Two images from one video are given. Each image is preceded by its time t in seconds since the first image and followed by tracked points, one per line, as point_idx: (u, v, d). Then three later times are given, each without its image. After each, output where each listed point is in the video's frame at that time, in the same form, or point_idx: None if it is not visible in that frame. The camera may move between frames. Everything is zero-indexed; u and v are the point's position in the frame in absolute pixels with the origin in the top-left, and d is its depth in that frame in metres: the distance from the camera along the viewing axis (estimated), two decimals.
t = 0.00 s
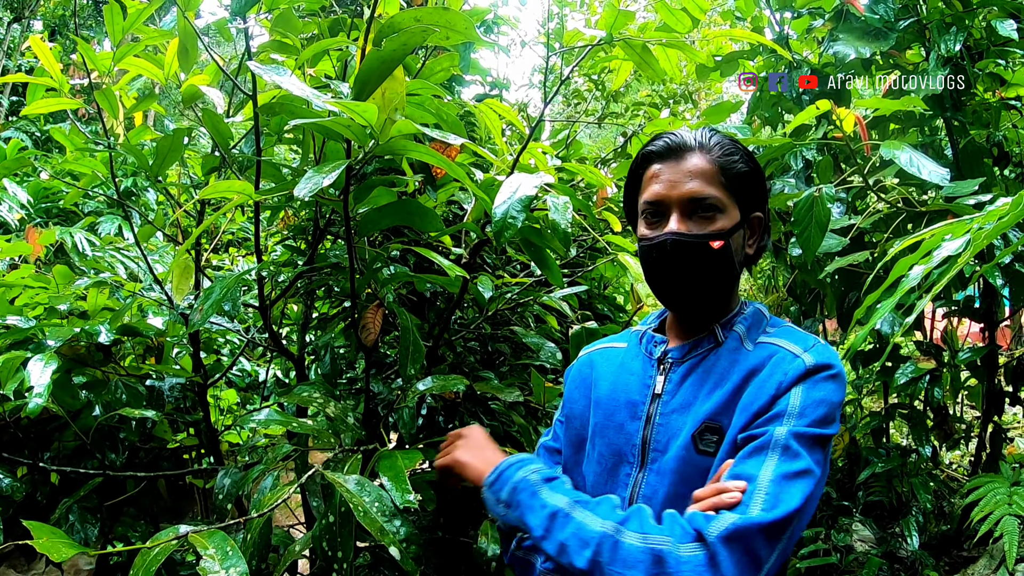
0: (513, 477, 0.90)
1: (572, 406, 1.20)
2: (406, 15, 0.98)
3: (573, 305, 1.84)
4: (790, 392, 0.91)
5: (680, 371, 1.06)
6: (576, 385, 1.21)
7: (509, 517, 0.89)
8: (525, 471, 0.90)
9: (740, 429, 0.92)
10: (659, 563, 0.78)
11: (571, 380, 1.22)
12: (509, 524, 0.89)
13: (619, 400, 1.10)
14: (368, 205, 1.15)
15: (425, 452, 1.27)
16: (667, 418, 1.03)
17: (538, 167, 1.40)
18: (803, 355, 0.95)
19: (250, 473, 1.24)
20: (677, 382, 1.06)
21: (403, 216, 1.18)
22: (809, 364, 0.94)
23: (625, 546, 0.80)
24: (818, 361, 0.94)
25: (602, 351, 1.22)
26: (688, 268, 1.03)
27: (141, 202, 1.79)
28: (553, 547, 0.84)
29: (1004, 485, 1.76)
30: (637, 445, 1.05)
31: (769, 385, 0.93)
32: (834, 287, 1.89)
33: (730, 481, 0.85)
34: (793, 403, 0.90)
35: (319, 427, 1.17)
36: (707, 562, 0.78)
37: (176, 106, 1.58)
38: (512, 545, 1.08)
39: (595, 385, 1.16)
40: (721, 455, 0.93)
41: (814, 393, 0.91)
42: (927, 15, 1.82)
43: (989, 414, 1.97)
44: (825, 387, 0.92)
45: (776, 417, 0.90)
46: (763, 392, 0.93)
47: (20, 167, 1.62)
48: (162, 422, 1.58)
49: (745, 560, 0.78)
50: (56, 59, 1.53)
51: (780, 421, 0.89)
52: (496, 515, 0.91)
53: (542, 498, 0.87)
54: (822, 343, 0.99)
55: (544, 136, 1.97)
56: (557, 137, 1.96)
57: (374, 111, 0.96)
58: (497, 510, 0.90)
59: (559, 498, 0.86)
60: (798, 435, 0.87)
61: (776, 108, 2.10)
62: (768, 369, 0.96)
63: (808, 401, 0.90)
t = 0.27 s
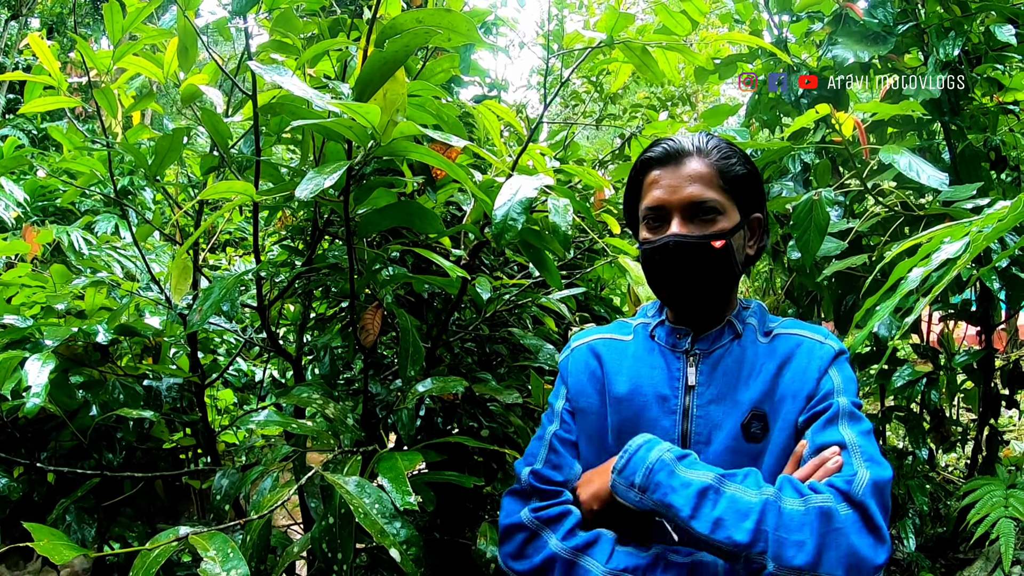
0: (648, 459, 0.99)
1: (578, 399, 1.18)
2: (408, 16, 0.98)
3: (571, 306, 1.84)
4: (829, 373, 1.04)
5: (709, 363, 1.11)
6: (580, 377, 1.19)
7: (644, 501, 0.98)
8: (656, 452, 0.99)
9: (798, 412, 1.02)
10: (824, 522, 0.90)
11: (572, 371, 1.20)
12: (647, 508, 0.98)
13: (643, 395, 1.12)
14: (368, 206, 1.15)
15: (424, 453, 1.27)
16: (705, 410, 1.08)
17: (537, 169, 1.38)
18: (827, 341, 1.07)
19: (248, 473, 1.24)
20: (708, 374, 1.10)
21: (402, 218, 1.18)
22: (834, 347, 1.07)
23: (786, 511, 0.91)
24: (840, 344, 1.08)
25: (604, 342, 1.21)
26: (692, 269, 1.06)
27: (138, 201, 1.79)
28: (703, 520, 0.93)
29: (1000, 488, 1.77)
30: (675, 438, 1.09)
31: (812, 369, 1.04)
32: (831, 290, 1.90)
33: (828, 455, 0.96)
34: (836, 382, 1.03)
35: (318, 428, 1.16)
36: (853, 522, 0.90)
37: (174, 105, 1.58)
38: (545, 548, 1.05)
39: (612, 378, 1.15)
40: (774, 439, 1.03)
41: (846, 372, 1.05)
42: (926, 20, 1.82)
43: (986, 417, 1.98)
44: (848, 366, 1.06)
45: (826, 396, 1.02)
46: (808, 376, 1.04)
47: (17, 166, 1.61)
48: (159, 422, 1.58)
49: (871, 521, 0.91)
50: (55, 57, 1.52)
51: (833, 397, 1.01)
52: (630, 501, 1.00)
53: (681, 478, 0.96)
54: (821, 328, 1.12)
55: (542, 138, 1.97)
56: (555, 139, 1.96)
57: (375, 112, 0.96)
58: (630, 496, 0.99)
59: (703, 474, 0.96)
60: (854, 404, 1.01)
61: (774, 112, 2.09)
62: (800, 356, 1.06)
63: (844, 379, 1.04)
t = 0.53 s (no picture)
0: (671, 489, 1.07)
1: (601, 396, 1.19)
2: (410, 16, 0.98)
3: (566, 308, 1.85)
4: (833, 373, 1.19)
5: (731, 361, 1.19)
6: (600, 373, 1.20)
7: (677, 528, 1.06)
8: (679, 481, 1.08)
9: (812, 409, 1.17)
10: (851, 512, 1.04)
11: (590, 367, 1.20)
12: (683, 532, 1.06)
13: (670, 396, 1.16)
14: (365, 206, 1.15)
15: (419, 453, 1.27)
16: (732, 408, 1.15)
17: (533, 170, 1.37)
18: (827, 344, 1.23)
19: (243, 472, 1.24)
20: (731, 372, 1.18)
21: (399, 218, 1.18)
22: (834, 348, 1.22)
23: (813, 513, 1.04)
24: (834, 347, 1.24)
25: (620, 340, 1.24)
26: (712, 271, 1.14)
27: (133, 197, 1.78)
28: (738, 535, 1.03)
29: (992, 491, 1.78)
30: (705, 436, 1.14)
31: (820, 367, 1.20)
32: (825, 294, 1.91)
33: (843, 448, 1.10)
34: (841, 381, 1.18)
35: (314, 428, 1.16)
36: (874, 505, 1.04)
37: (171, 102, 1.58)
38: (595, 545, 1.05)
39: (637, 377, 1.19)
40: (791, 435, 1.16)
41: (845, 371, 1.21)
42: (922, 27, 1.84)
43: (978, 421, 2.00)
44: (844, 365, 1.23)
45: (834, 392, 1.17)
46: (818, 377, 1.19)
47: (11, 160, 1.60)
48: (153, 420, 1.57)
49: (889, 501, 1.05)
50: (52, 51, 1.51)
51: (840, 393, 1.17)
52: (661, 531, 1.07)
53: (708, 501, 1.06)
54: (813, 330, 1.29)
55: (537, 139, 1.97)
56: (550, 140, 1.96)
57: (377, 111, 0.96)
58: (661, 527, 1.07)
59: (728, 494, 1.06)
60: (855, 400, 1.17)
61: (770, 116, 2.09)
62: (808, 357, 1.21)
63: (845, 376, 1.20)
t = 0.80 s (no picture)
0: (658, 522, 1.06)
1: (588, 409, 1.18)
2: (401, 18, 0.98)
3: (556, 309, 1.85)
4: (831, 382, 1.18)
5: (724, 367, 1.19)
6: (587, 384, 1.19)
7: (663, 560, 1.05)
8: (668, 513, 1.08)
9: (807, 420, 1.15)
10: (833, 552, 1.03)
11: (577, 377, 1.20)
12: (667, 564, 1.05)
13: (663, 405, 1.15)
14: (355, 207, 1.16)
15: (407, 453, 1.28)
16: (725, 417, 1.15)
17: (523, 172, 1.39)
18: (827, 350, 1.22)
19: (231, 472, 1.24)
20: (725, 379, 1.18)
21: (390, 219, 1.19)
22: (833, 355, 1.21)
23: (795, 552, 1.03)
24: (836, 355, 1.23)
25: (608, 348, 1.23)
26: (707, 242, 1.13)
27: (124, 196, 1.78)
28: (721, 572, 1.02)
29: (979, 495, 1.79)
30: (697, 446, 1.14)
31: (817, 377, 1.18)
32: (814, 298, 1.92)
33: (831, 474, 1.09)
34: (838, 391, 1.16)
35: (304, 427, 1.17)
36: (854, 543, 1.03)
37: (163, 100, 1.58)
38: (582, 573, 1.04)
39: (627, 386, 1.18)
40: (786, 446, 1.14)
41: (844, 380, 1.20)
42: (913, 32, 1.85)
43: (966, 425, 2.01)
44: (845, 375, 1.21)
45: (830, 406, 1.15)
46: (815, 385, 1.17)
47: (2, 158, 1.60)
48: (142, 420, 1.57)
49: (870, 539, 1.04)
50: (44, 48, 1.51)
51: (836, 408, 1.15)
52: (648, 560, 1.06)
53: (693, 535, 1.05)
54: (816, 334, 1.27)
55: (529, 141, 1.98)
56: (542, 142, 1.97)
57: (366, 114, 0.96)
58: (648, 556, 1.06)
59: (712, 530, 1.05)
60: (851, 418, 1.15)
61: (761, 119, 2.11)
62: (805, 364, 1.20)
63: (842, 387, 1.18)
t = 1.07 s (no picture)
0: (648, 528, 1.05)
1: (571, 410, 1.17)
2: (393, 20, 0.99)
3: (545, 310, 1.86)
4: (821, 386, 1.20)
5: (712, 367, 1.19)
6: (571, 385, 1.18)
7: (650, 567, 1.04)
8: (655, 519, 1.06)
9: (796, 422, 1.17)
10: (822, 561, 1.03)
11: (560, 378, 1.19)
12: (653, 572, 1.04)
13: (649, 404, 1.16)
14: (345, 208, 1.17)
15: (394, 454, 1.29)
16: (712, 416, 1.15)
17: (513, 173, 1.41)
18: (816, 353, 1.24)
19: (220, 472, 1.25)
20: (712, 380, 1.18)
21: (380, 219, 1.21)
22: (823, 359, 1.23)
23: (784, 559, 1.03)
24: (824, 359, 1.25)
25: (592, 349, 1.22)
26: (719, 248, 1.16)
27: (114, 195, 1.78)
28: None
29: (965, 494, 1.81)
30: (684, 445, 1.14)
31: (806, 379, 1.20)
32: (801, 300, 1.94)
33: (823, 480, 1.11)
34: (828, 394, 1.18)
35: (287, 434, 1.17)
36: (844, 551, 1.04)
37: (153, 99, 1.58)
38: None
39: (611, 386, 1.18)
40: (775, 447, 1.15)
41: (832, 384, 1.21)
42: (901, 37, 1.87)
43: (952, 425, 2.03)
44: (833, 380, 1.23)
45: (819, 409, 1.17)
46: (804, 388, 1.19)
47: None
48: (132, 420, 1.57)
49: (860, 547, 1.04)
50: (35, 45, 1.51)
51: (825, 411, 1.17)
52: (635, 568, 1.05)
53: (682, 541, 1.05)
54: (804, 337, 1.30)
55: (518, 143, 1.99)
56: (531, 143, 1.98)
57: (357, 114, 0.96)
58: (635, 564, 1.05)
59: (701, 537, 1.05)
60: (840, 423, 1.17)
61: (749, 122, 2.12)
62: (794, 366, 1.22)
63: (831, 390, 1.20)
